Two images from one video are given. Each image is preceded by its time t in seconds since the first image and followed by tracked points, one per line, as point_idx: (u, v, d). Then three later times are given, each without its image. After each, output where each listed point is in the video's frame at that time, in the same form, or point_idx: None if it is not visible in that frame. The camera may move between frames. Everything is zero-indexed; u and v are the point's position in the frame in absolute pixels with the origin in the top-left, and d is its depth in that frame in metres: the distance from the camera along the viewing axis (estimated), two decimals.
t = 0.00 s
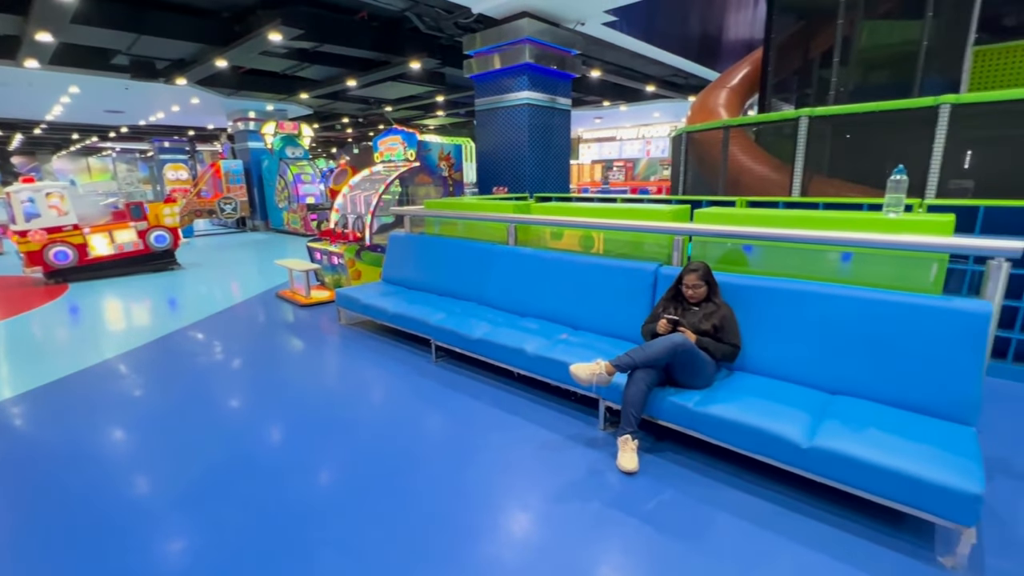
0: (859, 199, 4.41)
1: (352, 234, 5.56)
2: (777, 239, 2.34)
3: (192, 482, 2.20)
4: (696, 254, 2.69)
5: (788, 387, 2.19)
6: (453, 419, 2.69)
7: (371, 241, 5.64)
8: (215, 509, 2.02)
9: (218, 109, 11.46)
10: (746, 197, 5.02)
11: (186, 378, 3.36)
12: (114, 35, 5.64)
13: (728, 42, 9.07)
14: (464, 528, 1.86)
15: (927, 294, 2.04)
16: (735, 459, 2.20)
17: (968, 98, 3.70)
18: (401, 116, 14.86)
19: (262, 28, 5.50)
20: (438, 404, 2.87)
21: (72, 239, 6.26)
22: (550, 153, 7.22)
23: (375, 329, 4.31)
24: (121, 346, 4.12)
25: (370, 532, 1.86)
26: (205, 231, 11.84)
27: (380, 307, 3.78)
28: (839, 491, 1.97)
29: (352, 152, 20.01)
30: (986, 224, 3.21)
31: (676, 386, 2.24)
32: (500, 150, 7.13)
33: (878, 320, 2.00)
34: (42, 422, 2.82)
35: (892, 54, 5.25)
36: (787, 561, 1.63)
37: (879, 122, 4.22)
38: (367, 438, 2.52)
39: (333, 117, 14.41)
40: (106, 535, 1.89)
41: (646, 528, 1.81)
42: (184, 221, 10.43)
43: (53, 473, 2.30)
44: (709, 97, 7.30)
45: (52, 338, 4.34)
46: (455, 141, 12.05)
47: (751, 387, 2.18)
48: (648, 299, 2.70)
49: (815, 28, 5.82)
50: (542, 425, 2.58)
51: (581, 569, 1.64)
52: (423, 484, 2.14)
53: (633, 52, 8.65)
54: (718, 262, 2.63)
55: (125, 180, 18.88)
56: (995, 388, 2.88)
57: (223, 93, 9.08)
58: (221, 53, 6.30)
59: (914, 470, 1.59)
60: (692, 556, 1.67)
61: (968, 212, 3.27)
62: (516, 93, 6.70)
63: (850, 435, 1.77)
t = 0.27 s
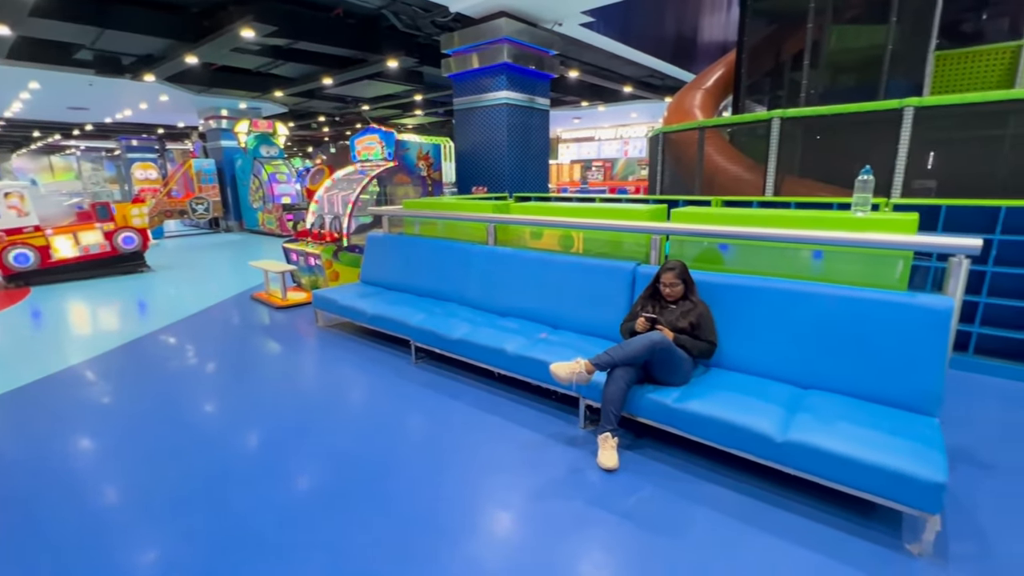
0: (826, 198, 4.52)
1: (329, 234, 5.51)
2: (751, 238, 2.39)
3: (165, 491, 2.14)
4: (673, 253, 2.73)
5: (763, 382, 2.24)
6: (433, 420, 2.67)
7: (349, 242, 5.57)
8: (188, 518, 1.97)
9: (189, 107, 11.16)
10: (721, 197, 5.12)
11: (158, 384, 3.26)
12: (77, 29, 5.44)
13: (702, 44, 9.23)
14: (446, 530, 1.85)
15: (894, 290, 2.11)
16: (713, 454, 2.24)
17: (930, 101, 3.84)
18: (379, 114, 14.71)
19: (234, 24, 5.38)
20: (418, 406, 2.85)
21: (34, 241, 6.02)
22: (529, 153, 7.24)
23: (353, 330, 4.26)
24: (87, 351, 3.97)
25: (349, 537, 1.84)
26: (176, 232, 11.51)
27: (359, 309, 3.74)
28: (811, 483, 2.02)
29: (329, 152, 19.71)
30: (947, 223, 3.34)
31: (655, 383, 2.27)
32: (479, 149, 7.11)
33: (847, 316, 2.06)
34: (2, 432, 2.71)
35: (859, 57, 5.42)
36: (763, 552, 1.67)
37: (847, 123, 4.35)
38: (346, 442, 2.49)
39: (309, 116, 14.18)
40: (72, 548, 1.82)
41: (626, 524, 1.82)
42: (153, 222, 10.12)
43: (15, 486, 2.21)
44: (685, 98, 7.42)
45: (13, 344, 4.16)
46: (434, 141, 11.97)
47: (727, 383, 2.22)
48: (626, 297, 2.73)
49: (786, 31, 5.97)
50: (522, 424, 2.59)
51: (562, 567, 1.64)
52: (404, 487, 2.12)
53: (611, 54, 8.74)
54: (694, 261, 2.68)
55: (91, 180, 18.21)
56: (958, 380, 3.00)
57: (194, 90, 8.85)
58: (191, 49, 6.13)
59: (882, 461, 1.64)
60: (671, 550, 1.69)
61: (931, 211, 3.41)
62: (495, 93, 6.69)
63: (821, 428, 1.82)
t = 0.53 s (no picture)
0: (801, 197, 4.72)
1: (306, 235, 5.46)
2: (727, 237, 2.43)
3: (136, 500, 2.08)
4: (652, 252, 2.77)
5: (740, 378, 2.28)
6: (414, 422, 2.65)
7: (326, 242, 5.49)
8: (161, 527, 1.91)
9: (158, 104, 10.84)
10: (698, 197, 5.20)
11: (128, 390, 3.16)
12: (38, 23, 5.24)
13: (679, 46, 9.38)
14: (427, 532, 1.84)
15: (864, 287, 2.17)
16: (691, 450, 2.28)
17: (896, 103, 3.98)
18: (357, 113, 14.54)
19: (206, 20, 5.25)
20: (399, 407, 2.82)
21: None
22: (508, 152, 7.25)
23: (332, 332, 4.20)
24: (52, 357, 3.83)
25: (329, 543, 1.81)
26: (146, 233, 11.18)
27: (337, 310, 3.68)
28: (786, 476, 2.07)
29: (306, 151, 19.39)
30: (913, 221, 3.45)
31: (634, 380, 2.30)
32: (458, 149, 7.09)
33: (820, 313, 2.11)
34: None
35: (829, 61, 5.57)
36: (741, 545, 1.70)
37: (818, 125, 4.47)
38: (326, 446, 2.45)
39: (285, 114, 13.92)
40: (37, 562, 1.75)
41: (607, 521, 1.84)
42: (122, 223, 9.83)
43: None
44: (662, 99, 7.54)
45: None
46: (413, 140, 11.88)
47: (705, 380, 2.26)
48: (606, 296, 2.75)
49: (759, 34, 6.10)
50: (504, 424, 2.59)
51: (543, 566, 1.65)
52: (384, 490, 2.10)
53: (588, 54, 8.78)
54: (672, 260, 2.71)
55: (55, 180, 17.54)
56: (923, 373, 3.11)
57: (163, 87, 8.60)
58: (160, 45, 5.96)
59: (853, 453, 1.69)
60: (651, 546, 1.71)
61: (897, 210, 3.53)
62: (474, 92, 6.68)
63: (796, 423, 1.86)
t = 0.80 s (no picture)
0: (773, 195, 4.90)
1: (283, 236, 5.36)
2: (705, 236, 2.48)
3: (107, 511, 2.01)
4: (631, 251, 2.80)
5: (717, 374, 2.32)
6: (395, 423, 2.63)
7: (304, 243, 5.40)
8: (134, 539, 1.85)
9: (127, 101, 10.52)
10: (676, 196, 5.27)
11: (98, 396, 3.06)
12: None
13: (656, 47, 9.50)
14: (410, 535, 1.83)
15: (836, 284, 2.23)
16: (671, 446, 2.31)
17: (865, 105, 4.12)
18: (334, 112, 14.35)
19: (176, 15, 5.11)
20: (380, 409, 2.80)
21: None
22: (489, 152, 7.24)
23: (310, 334, 4.13)
24: (15, 364, 3.68)
25: (310, 548, 1.78)
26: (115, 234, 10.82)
27: (316, 312, 3.63)
28: (763, 470, 2.11)
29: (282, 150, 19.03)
30: (882, 220, 3.56)
31: (615, 378, 2.32)
32: (438, 148, 7.05)
33: (794, 310, 2.17)
34: None
35: (800, 63, 5.71)
36: (720, 539, 1.73)
37: (791, 126, 4.58)
38: (305, 450, 2.41)
39: (260, 112, 13.64)
40: None
41: (589, 519, 1.85)
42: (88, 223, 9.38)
43: None
44: (640, 100, 7.64)
45: None
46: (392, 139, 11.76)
47: (684, 377, 2.29)
48: (586, 295, 2.77)
49: (734, 36, 6.21)
50: (486, 424, 2.58)
51: (527, 566, 1.65)
52: (366, 493, 2.07)
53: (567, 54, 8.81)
54: (651, 258, 2.75)
55: (17, 179, 16.85)
56: (892, 367, 3.21)
57: (132, 84, 8.35)
58: (128, 40, 5.78)
59: (826, 446, 1.73)
60: (633, 542, 1.73)
61: (866, 210, 3.61)
62: (454, 91, 6.66)
63: (771, 417, 1.91)
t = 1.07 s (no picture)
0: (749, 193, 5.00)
1: (260, 237, 5.24)
2: (685, 234, 2.51)
3: (78, 521, 1.95)
4: (612, 250, 2.82)
5: (697, 371, 2.35)
6: (377, 425, 2.61)
7: (282, 244, 5.30)
8: (106, 549, 1.80)
9: (95, 98, 10.19)
10: (656, 195, 5.34)
11: (67, 403, 2.96)
12: None
13: (635, 48, 9.60)
14: (393, 537, 1.81)
15: (811, 281, 2.29)
16: (653, 442, 2.33)
17: (837, 106, 4.22)
18: (312, 110, 14.13)
19: (146, 10, 4.97)
20: (361, 411, 2.77)
21: None
22: (469, 152, 7.23)
23: (289, 336, 4.06)
24: None
25: (291, 553, 1.75)
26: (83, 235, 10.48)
27: (295, 314, 3.57)
28: (742, 464, 2.15)
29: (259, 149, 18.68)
30: (854, 218, 3.66)
31: (597, 376, 2.33)
32: (418, 147, 6.99)
33: (770, 307, 2.21)
34: None
35: (775, 65, 5.84)
36: (703, 534, 1.75)
37: (767, 126, 4.67)
38: (285, 453, 2.37)
39: (235, 110, 13.35)
40: None
41: (572, 516, 1.86)
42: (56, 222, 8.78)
43: None
44: (619, 100, 7.72)
45: None
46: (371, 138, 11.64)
47: (665, 374, 2.32)
48: (568, 294, 2.78)
49: (711, 38, 6.34)
50: (468, 424, 2.58)
51: (511, 566, 1.65)
52: (349, 496, 2.05)
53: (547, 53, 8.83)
54: (632, 257, 2.77)
55: None
56: (864, 362, 3.31)
57: (100, 80, 8.09)
58: (94, 35, 5.60)
59: (802, 439, 1.77)
60: (615, 538, 1.74)
61: (839, 208, 3.72)
62: (434, 90, 6.62)
63: (749, 413, 1.94)
